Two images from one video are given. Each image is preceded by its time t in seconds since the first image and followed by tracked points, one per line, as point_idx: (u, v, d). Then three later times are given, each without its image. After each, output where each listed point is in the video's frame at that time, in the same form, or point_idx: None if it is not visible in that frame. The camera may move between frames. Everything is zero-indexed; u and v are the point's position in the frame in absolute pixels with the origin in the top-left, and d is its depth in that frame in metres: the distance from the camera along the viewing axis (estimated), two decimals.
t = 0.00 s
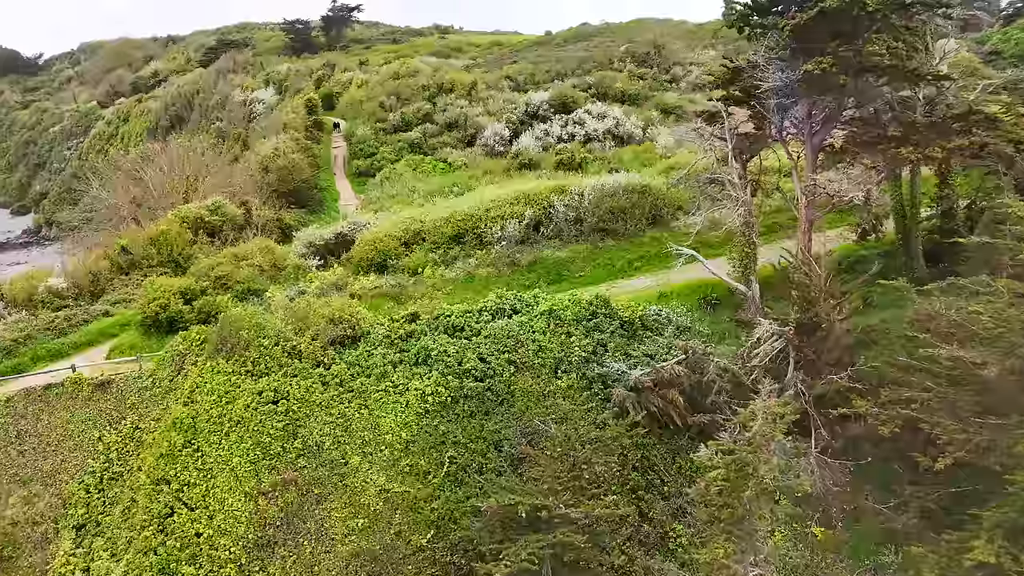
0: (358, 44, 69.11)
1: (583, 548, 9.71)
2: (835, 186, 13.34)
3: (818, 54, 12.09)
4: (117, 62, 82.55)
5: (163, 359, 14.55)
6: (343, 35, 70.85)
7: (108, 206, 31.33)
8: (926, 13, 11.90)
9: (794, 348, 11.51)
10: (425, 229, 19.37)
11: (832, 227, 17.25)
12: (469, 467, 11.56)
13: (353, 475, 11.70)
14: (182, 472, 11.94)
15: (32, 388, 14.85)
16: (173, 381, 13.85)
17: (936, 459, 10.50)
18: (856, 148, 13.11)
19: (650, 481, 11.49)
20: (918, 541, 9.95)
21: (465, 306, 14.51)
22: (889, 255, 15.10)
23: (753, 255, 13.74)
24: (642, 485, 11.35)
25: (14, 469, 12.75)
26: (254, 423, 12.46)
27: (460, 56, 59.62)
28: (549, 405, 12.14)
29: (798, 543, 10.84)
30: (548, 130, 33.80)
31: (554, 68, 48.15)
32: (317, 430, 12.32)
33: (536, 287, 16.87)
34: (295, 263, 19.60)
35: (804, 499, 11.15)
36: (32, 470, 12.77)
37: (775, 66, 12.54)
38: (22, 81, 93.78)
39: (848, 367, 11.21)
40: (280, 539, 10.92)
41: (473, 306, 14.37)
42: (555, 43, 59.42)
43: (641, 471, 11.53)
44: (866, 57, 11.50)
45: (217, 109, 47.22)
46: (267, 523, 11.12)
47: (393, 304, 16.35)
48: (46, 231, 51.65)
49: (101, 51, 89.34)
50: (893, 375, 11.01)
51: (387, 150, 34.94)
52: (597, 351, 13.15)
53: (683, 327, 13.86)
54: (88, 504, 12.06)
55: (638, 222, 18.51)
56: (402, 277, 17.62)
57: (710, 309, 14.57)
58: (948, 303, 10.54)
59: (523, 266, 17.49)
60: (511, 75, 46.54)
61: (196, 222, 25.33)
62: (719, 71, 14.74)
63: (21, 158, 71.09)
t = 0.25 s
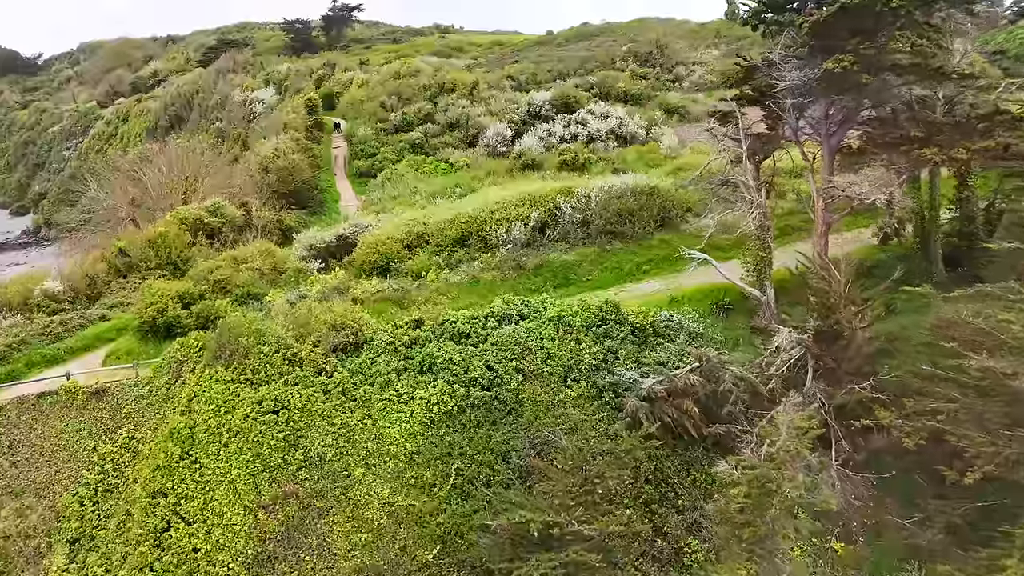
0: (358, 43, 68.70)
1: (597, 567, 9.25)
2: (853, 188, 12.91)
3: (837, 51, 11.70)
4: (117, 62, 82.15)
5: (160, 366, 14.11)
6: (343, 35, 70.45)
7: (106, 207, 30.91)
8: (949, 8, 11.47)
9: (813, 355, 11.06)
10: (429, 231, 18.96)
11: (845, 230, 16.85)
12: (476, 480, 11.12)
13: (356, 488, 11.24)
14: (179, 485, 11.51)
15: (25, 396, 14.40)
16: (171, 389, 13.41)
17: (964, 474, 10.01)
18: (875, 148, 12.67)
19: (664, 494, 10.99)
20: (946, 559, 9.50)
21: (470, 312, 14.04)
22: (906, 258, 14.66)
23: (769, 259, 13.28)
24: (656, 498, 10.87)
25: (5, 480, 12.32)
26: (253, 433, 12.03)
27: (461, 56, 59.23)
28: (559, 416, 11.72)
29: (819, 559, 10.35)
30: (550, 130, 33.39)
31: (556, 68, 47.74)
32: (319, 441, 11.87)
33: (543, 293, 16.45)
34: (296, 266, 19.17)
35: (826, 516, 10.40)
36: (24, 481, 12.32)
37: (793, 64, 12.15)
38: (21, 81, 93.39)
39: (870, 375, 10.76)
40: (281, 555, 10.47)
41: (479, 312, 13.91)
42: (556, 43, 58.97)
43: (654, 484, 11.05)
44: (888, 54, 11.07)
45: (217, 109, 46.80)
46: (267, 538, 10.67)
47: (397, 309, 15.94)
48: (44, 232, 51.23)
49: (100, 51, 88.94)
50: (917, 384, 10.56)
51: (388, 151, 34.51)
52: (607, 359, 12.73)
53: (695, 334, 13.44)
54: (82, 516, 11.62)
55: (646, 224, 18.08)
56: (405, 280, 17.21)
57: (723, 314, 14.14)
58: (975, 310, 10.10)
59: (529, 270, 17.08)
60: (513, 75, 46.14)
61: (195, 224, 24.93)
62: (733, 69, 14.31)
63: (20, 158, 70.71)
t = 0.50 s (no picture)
0: (358, 43, 68.27)
1: None
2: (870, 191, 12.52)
3: (857, 49, 11.30)
4: (115, 62, 81.71)
5: (156, 374, 13.69)
6: (344, 34, 70.03)
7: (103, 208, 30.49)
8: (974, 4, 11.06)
9: (833, 365, 10.65)
10: (431, 233, 18.57)
11: (859, 233, 16.43)
12: (483, 493, 10.69)
13: (357, 502, 10.79)
14: (175, 499, 11.09)
15: (17, 404, 13.99)
16: (167, 398, 13.00)
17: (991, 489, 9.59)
18: (894, 150, 12.25)
19: (678, 509, 10.58)
20: None
21: (476, 318, 13.60)
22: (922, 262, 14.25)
23: (784, 264, 12.89)
24: (669, 513, 10.45)
25: None
26: (252, 445, 11.60)
27: (461, 56, 58.80)
28: (569, 427, 11.31)
29: None
30: (552, 130, 32.98)
31: (557, 67, 47.30)
32: (319, 453, 11.44)
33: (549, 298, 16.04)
34: (296, 270, 18.76)
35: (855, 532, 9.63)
36: (16, 494, 11.90)
37: (810, 63, 11.76)
38: (20, 80, 93.00)
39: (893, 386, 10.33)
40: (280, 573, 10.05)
41: (484, 318, 13.46)
42: (558, 43, 58.53)
43: (667, 498, 10.64)
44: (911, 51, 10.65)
45: (216, 109, 46.39)
46: (265, 554, 10.25)
47: (399, 314, 15.55)
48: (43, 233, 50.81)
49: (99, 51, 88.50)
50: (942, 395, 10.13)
51: (388, 151, 34.10)
52: (617, 367, 12.33)
53: (707, 341, 13.06)
54: (74, 531, 11.20)
55: (654, 227, 17.68)
56: (407, 285, 16.82)
57: (735, 321, 13.75)
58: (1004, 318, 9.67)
59: (535, 274, 16.68)
60: (515, 74, 45.71)
61: (194, 225, 24.69)
62: (746, 67, 13.90)
63: (19, 158, 70.33)
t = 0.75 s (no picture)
0: (358, 43, 67.83)
1: None
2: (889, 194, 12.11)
3: (879, 47, 10.90)
4: (115, 62, 81.31)
5: (151, 383, 13.25)
6: (343, 34, 69.62)
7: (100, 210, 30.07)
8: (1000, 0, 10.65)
9: (854, 375, 10.23)
10: (434, 236, 18.17)
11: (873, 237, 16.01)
12: (490, 509, 10.25)
13: (359, 517, 10.33)
14: (169, 513, 10.64)
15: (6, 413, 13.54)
16: (162, 408, 12.55)
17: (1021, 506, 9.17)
18: (914, 151, 11.84)
19: (692, 525, 10.09)
20: None
21: (481, 325, 13.16)
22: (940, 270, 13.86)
23: (799, 270, 12.48)
24: (683, 529, 9.99)
25: None
26: (249, 457, 11.15)
27: (462, 56, 58.37)
28: (579, 441, 10.89)
29: None
30: (554, 130, 32.58)
31: (559, 67, 46.87)
32: (319, 466, 10.98)
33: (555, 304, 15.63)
34: (295, 273, 18.34)
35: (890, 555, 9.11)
36: (5, 508, 11.47)
37: (829, 61, 11.37)
38: (19, 80, 92.60)
39: (917, 399, 9.89)
40: None
41: (490, 325, 13.01)
42: (559, 42, 58.09)
43: (680, 513, 10.16)
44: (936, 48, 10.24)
45: (215, 109, 45.97)
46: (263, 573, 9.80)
47: (401, 320, 15.17)
48: (41, 233, 50.40)
49: (99, 50, 88.07)
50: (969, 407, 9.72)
51: (389, 151, 33.69)
52: (627, 377, 11.90)
53: (720, 349, 12.65)
54: (65, 547, 10.77)
55: (662, 230, 17.26)
56: (409, 289, 16.44)
57: (748, 328, 13.35)
58: None
59: (540, 277, 16.28)
60: (516, 74, 45.29)
61: (192, 227, 24.37)
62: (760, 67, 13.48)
63: (18, 158, 69.94)
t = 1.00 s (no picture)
0: (358, 42, 67.39)
1: None
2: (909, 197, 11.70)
3: (902, 44, 10.50)
4: (113, 61, 80.87)
5: (145, 392, 12.81)
6: (343, 34, 69.20)
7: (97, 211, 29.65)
8: None
9: (876, 386, 9.82)
10: (436, 239, 17.76)
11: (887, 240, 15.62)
12: (497, 526, 9.79)
13: (359, 534, 9.87)
14: (163, 530, 10.18)
15: None
16: (157, 419, 12.11)
17: None
18: (935, 153, 11.44)
19: (707, 542, 9.49)
20: None
21: (486, 331, 12.72)
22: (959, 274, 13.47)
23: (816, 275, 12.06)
24: (697, 546, 9.38)
25: None
26: (246, 470, 10.70)
27: (462, 55, 57.94)
28: (589, 454, 10.46)
29: None
30: (557, 130, 32.16)
31: (560, 67, 46.44)
32: (318, 480, 10.53)
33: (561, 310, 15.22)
34: (294, 277, 17.93)
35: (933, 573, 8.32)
36: None
37: (849, 60, 10.98)
38: (18, 80, 92.17)
39: (943, 412, 9.47)
40: None
41: (495, 332, 12.56)
42: (559, 41, 57.66)
43: (694, 530, 9.56)
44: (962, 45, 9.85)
45: (214, 109, 45.54)
46: None
47: (403, 327, 14.79)
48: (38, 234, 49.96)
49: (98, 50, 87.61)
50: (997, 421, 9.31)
51: (389, 152, 33.27)
52: (638, 387, 11.48)
53: (734, 357, 12.24)
54: (54, 565, 10.32)
55: (671, 232, 16.83)
56: (411, 294, 16.05)
57: (762, 335, 12.94)
58: None
59: (546, 282, 15.86)
60: (517, 74, 44.85)
61: (190, 229, 23.98)
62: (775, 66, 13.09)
63: (16, 158, 69.51)
